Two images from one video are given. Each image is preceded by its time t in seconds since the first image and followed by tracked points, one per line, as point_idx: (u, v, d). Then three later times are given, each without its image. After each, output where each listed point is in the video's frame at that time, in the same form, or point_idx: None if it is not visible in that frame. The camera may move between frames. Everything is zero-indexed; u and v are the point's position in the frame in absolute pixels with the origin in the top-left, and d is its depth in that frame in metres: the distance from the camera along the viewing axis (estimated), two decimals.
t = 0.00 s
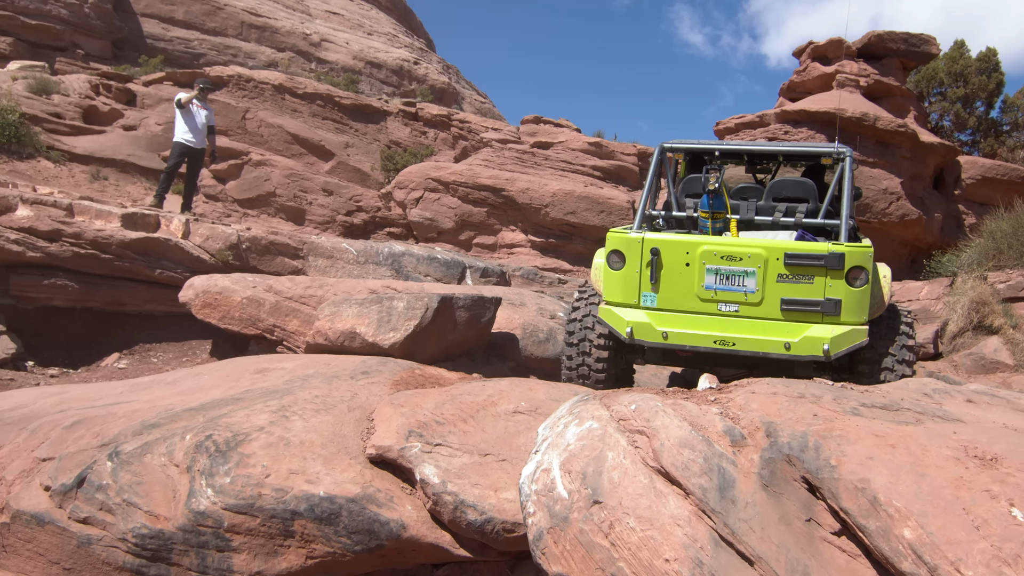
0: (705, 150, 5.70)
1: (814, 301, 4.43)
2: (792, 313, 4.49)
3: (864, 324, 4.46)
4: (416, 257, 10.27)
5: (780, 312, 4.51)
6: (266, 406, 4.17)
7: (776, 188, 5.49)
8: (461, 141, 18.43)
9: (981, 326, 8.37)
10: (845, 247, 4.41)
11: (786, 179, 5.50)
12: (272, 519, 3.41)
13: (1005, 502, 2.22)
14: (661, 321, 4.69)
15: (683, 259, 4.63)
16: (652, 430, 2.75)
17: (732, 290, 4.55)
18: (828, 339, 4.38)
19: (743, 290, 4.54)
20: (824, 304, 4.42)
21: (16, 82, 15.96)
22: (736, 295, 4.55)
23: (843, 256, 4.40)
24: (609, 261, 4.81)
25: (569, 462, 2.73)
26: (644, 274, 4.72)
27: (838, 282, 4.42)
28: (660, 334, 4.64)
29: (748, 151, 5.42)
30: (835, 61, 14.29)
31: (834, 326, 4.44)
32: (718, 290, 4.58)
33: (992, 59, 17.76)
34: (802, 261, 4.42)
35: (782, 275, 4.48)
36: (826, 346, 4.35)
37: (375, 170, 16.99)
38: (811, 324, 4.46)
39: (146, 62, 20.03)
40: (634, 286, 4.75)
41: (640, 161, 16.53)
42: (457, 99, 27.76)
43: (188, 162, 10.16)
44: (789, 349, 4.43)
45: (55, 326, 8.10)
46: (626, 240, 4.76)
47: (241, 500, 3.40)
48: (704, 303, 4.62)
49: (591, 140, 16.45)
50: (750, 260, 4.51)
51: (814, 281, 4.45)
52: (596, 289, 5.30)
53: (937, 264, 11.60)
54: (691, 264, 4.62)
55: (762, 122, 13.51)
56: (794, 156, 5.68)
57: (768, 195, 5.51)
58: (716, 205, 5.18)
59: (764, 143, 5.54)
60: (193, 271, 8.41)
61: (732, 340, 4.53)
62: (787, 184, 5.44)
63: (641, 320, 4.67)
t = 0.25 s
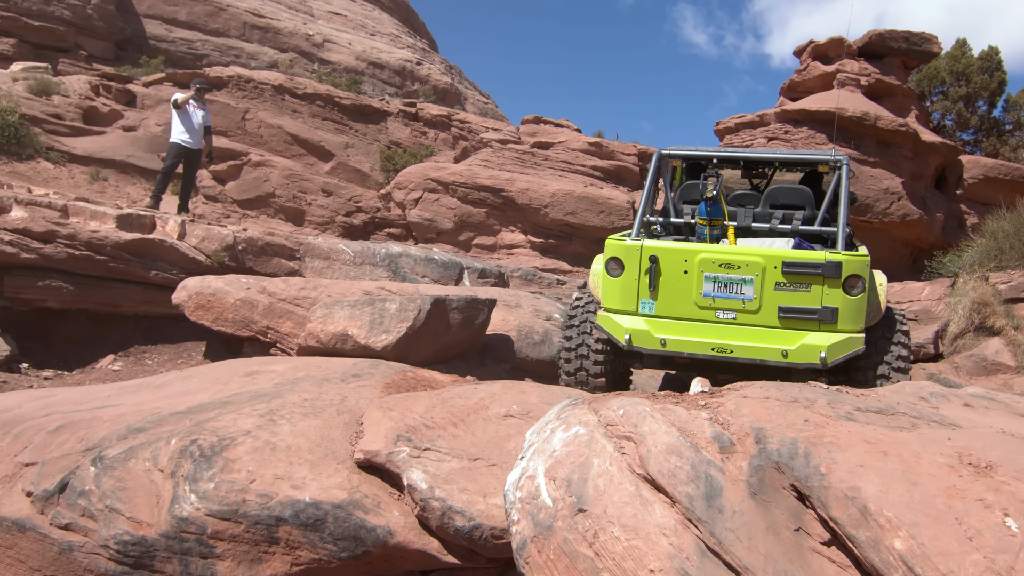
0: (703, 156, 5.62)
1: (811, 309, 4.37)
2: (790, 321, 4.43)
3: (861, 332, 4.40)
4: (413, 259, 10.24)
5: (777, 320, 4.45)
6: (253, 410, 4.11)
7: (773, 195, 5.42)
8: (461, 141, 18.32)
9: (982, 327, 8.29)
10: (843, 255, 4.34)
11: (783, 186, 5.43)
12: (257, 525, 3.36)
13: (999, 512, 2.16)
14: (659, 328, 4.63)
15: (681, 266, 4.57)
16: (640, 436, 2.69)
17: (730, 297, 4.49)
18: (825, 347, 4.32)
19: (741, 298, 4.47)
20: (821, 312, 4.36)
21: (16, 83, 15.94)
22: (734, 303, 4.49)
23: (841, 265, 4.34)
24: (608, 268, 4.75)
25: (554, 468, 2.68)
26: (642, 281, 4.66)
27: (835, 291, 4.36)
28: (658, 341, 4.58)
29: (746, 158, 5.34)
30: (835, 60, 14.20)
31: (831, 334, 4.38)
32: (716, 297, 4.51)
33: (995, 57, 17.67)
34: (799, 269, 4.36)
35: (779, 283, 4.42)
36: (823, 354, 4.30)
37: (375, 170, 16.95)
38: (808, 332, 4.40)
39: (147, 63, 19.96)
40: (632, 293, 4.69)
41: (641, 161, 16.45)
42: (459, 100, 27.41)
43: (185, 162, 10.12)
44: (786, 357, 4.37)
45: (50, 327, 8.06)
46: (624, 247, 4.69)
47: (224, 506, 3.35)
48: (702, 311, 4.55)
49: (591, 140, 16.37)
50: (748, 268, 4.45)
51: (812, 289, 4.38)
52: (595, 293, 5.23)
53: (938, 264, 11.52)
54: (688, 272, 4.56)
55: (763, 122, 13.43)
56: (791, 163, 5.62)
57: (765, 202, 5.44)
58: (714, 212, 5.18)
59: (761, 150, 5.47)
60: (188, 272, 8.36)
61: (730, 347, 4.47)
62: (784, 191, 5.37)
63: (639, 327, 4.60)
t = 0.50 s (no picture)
0: (696, 156, 5.56)
1: (803, 310, 4.32)
2: (782, 322, 4.37)
3: (853, 333, 4.35)
4: (410, 260, 10.22)
5: (769, 321, 4.40)
6: (241, 413, 4.07)
7: (767, 196, 5.37)
8: (462, 141, 18.25)
9: (983, 328, 8.22)
10: (835, 256, 4.29)
11: (777, 186, 5.38)
12: (241, 531, 3.32)
13: (989, 520, 2.11)
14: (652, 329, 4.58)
15: (673, 267, 4.51)
16: (625, 441, 2.64)
17: (722, 299, 4.43)
18: (817, 348, 4.27)
19: (733, 299, 4.42)
20: (813, 313, 4.30)
21: (17, 84, 15.91)
22: (726, 304, 4.44)
23: (833, 266, 4.28)
24: (600, 270, 4.69)
25: (538, 474, 2.64)
26: (635, 282, 4.60)
27: (828, 292, 4.31)
28: (650, 343, 4.53)
29: (740, 158, 5.29)
30: (836, 59, 14.12)
31: (824, 335, 4.33)
32: (709, 299, 4.46)
33: (996, 57, 17.58)
34: (791, 270, 4.31)
35: (772, 284, 4.36)
36: (815, 355, 4.25)
37: (375, 171, 16.91)
38: (800, 333, 4.35)
39: (149, 64, 19.86)
40: (624, 294, 4.63)
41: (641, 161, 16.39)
42: (462, 100, 27.34)
43: (181, 163, 10.08)
44: (778, 358, 4.32)
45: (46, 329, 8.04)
46: (616, 248, 4.63)
47: (208, 511, 3.31)
48: (694, 312, 4.50)
49: (591, 140, 16.31)
50: (741, 269, 4.39)
51: (804, 291, 4.33)
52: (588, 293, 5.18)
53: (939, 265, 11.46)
54: (681, 273, 4.50)
55: (763, 121, 13.37)
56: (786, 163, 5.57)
57: (759, 203, 5.39)
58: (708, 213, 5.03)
59: (755, 151, 5.42)
60: (184, 273, 8.32)
61: (722, 348, 4.42)
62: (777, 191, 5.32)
63: (631, 328, 4.55)
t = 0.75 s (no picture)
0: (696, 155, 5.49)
1: (802, 312, 4.27)
2: (781, 324, 4.32)
3: (852, 334, 4.31)
4: (409, 259, 10.20)
5: (769, 323, 4.34)
6: (230, 414, 4.03)
7: (766, 194, 5.31)
8: (464, 141, 18.16)
9: (985, 328, 8.15)
10: (835, 258, 4.23)
11: (776, 185, 5.32)
12: (228, 533, 3.29)
13: (982, 524, 2.06)
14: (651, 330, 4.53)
15: (672, 269, 4.45)
16: (612, 442, 2.60)
17: (722, 300, 4.38)
18: (816, 350, 4.22)
19: (732, 300, 4.36)
20: (813, 315, 4.25)
21: (19, 84, 15.91)
22: (726, 305, 4.38)
23: (833, 268, 4.23)
24: (599, 270, 4.64)
25: (523, 476, 2.60)
26: (634, 283, 4.54)
27: (827, 294, 4.26)
28: (649, 344, 4.48)
29: (738, 157, 5.24)
30: (837, 57, 14.04)
31: (823, 337, 4.28)
32: (708, 300, 4.40)
33: (1000, 55, 17.48)
34: (791, 272, 4.25)
35: (771, 286, 4.31)
36: (814, 357, 4.21)
37: (376, 171, 16.88)
38: (799, 335, 4.30)
39: (151, 65, 19.79)
40: (623, 294, 4.58)
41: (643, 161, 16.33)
42: (466, 101, 27.32)
43: (180, 162, 10.05)
44: (777, 360, 4.28)
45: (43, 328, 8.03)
46: (616, 249, 4.58)
47: (194, 513, 3.28)
48: (693, 314, 4.45)
49: (593, 139, 16.25)
50: (740, 271, 4.34)
51: (803, 292, 4.28)
52: (586, 293, 5.13)
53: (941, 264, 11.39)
54: (680, 274, 4.44)
55: (764, 120, 13.30)
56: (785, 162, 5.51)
57: (758, 202, 5.33)
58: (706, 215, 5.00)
59: (755, 150, 5.36)
60: (182, 273, 8.30)
61: (721, 350, 4.38)
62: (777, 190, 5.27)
63: (631, 329, 4.51)
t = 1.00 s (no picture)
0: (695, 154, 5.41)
1: (801, 313, 4.21)
2: (779, 325, 4.27)
3: (850, 335, 4.26)
4: (407, 259, 10.16)
5: (767, 325, 4.29)
6: (221, 414, 3.99)
7: (764, 195, 5.25)
8: (465, 140, 18.13)
9: (987, 328, 8.07)
10: (833, 259, 4.18)
11: (774, 185, 5.26)
12: (215, 535, 3.25)
13: (976, 529, 2.01)
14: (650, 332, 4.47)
15: (670, 270, 4.40)
16: (601, 444, 2.56)
17: (720, 301, 4.32)
18: (814, 351, 4.17)
19: (730, 302, 4.31)
20: (811, 316, 4.20)
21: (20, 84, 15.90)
22: (724, 306, 4.33)
23: (830, 269, 4.18)
24: (597, 271, 4.58)
25: (510, 478, 2.56)
26: (632, 284, 4.49)
27: (825, 295, 4.21)
28: (648, 345, 4.43)
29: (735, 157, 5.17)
30: (839, 55, 13.96)
31: (821, 338, 4.23)
32: (706, 301, 4.35)
33: (1003, 53, 17.37)
34: (789, 273, 4.20)
35: (769, 287, 4.26)
36: (813, 358, 4.15)
37: (377, 170, 16.84)
38: (797, 336, 4.25)
39: (153, 65, 19.77)
40: (621, 296, 4.52)
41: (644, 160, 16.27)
42: (469, 100, 27.27)
43: (179, 162, 10.02)
44: (775, 361, 4.23)
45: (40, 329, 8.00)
46: (614, 250, 4.52)
47: (181, 515, 3.24)
48: (691, 315, 4.39)
49: (594, 138, 16.20)
50: (738, 272, 4.29)
51: (801, 293, 4.23)
52: (584, 294, 5.07)
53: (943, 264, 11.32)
54: (678, 275, 4.39)
55: (765, 119, 13.22)
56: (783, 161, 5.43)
57: (756, 202, 5.27)
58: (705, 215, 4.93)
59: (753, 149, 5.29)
60: (179, 272, 8.27)
61: (719, 351, 4.32)
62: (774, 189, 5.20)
63: (629, 330, 4.45)
